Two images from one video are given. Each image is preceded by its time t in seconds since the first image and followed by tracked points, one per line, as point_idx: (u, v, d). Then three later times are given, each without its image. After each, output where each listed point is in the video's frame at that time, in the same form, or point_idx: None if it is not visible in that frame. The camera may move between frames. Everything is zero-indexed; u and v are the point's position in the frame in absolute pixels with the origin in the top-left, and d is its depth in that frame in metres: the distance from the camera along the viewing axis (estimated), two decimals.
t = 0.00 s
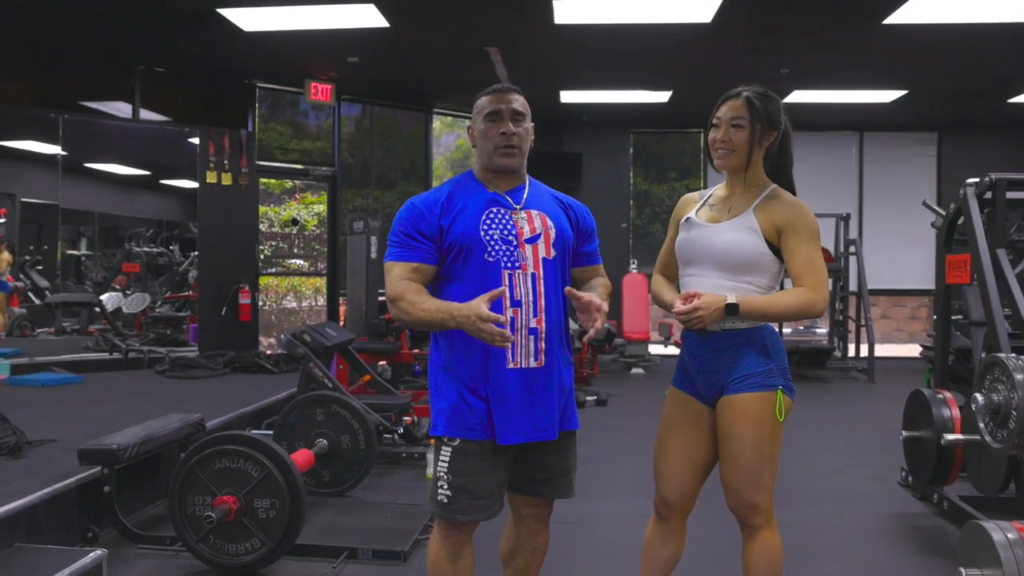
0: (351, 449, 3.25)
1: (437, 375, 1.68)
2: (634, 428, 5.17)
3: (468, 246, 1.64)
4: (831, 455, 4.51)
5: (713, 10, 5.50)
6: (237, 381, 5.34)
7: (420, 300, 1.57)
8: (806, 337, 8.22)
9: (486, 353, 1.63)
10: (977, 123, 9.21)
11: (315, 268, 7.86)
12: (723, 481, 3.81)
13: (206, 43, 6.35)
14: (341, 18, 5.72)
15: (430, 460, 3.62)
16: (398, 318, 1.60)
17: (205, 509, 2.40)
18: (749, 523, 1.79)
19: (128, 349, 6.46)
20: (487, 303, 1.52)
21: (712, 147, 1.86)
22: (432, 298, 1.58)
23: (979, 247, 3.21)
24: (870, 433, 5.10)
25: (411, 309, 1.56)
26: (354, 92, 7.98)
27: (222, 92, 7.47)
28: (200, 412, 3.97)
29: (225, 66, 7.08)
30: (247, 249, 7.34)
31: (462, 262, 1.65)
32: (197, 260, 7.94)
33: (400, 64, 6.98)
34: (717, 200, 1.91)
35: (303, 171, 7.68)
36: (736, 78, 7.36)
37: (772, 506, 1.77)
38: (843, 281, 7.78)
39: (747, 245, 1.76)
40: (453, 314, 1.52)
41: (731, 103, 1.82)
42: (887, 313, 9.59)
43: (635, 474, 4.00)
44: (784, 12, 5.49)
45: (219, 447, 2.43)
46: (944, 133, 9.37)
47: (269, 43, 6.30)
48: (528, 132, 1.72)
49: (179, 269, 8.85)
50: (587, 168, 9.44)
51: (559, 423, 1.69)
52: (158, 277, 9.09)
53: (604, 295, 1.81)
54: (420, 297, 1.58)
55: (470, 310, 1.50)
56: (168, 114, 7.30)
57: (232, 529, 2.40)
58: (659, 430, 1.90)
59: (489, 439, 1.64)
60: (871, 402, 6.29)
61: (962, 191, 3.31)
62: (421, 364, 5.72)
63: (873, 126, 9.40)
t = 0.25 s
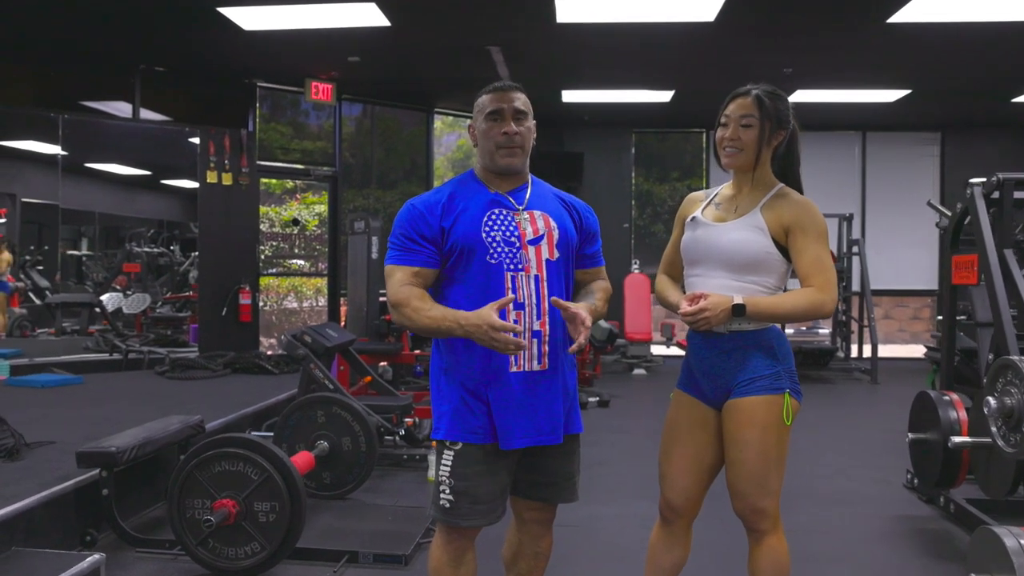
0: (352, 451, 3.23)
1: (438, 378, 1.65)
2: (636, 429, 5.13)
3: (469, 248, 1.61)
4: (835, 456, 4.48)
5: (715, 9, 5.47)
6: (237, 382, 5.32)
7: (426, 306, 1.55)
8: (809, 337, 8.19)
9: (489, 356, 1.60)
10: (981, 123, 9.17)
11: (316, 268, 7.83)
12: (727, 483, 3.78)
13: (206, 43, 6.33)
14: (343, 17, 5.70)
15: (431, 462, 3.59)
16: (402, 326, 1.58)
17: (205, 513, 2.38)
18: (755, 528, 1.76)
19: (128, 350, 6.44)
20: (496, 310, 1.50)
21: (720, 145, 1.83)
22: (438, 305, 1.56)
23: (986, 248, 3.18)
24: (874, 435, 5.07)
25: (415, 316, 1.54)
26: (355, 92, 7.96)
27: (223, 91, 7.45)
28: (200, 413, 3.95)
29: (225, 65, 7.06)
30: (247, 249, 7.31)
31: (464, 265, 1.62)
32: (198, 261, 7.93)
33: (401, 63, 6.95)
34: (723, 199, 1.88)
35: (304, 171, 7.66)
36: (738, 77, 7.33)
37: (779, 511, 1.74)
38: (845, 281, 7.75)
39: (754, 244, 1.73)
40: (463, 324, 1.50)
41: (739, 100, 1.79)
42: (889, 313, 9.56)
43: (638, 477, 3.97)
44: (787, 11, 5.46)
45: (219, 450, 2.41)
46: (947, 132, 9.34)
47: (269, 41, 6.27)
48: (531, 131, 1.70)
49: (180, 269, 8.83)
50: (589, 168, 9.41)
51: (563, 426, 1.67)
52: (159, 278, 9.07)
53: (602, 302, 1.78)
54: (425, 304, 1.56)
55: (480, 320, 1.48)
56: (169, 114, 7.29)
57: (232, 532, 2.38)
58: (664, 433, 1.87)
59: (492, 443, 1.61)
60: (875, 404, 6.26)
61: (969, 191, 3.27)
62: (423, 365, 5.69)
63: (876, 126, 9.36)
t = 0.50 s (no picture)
0: (354, 452, 3.20)
1: (443, 379, 1.63)
2: (639, 430, 5.10)
3: (473, 249, 1.58)
4: (840, 458, 4.44)
5: (719, 7, 5.43)
6: (237, 383, 5.29)
7: (432, 304, 1.52)
8: (812, 337, 8.16)
9: (494, 357, 1.58)
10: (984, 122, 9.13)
11: (317, 268, 7.80)
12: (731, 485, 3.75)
13: (207, 41, 6.29)
14: (344, 15, 5.67)
15: (434, 463, 3.57)
16: (407, 326, 1.55)
17: (205, 516, 2.35)
18: (762, 532, 1.73)
19: (128, 350, 6.42)
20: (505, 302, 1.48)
21: (731, 143, 1.80)
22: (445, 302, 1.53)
23: (994, 248, 3.14)
24: (879, 436, 5.03)
25: (420, 316, 1.52)
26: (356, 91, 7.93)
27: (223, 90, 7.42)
28: (200, 414, 3.92)
29: (226, 64, 7.03)
30: (247, 248, 7.28)
31: (468, 265, 1.59)
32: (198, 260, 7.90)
33: (402, 62, 6.92)
34: (731, 197, 1.85)
35: (304, 170, 7.62)
36: (741, 76, 7.30)
37: (788, 515, 1.71)
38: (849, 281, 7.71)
39: (763, 242, 1.70)
40: (474, 318, 1.47)
41: (750, 98, 1.76)
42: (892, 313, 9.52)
43: (641, 479, 3.94)
44: (791, 9, 5.43)
45: (219, 452, 2.38)
46: (951, 131, 9.30)
47: (269, 40, 6.24)
48: (535, 133, 1.67)
49: (180, 269, 8.80)
50: (591, 167, 9.38)
51: (568, 429, 1.64)
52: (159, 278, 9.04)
53: (611, 297, 1.75)
54: (431, 302, 1.53)
55: (492, 313, 1.45)
56: (169, 113, 7.26)
57: (233, 536, 2.35)
58: (670, 436, 1.84)
59: (496, 446, 1.58)
60: (878, 404, 6.22)
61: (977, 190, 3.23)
62: (424, 365, 5.66)
63: (879, 125, 9.32)
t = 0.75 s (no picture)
0: (355, 455, 3.17)
1: (446, 382, 1.60)
2: (641, 432, 5.07)
3: (477, 250, 1.55)
4: (844, 460, 4.41)
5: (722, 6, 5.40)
6: (238, 384, 5.26)
7: (438, 308, 1.50)
8: (814, 338, 8.13)
9: (499, 360, 1.55)
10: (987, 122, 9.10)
11: (318, 269, 7.77)
12: (735, 488, 3.72)
13: (207, 40, 6.26)
14: (345, 14, 5.63)
15: (436, 466, 3.55)
16: (411, 328, 1.53)
17: (204, 520, 2.32)
18: (770, 537, 1.69)
19: (128, 351, 6.38)
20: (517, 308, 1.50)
21: (740, 141, 1.77)
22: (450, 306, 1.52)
23: (1002, 248, 3.11)
24: (883, 438, 5.00)
25: (427, 319, 1.49)
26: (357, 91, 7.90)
27: (224, 89, 7.39)
28: (200, 416, 3.89)
29: (226, 64, 7.00)
30: (248, 249, 7.25)
31: (472, 266, 1.56)
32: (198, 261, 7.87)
33: (404, 62, 6.89)
34: (738, 197, 1.82)
35: (305, 170, 7.60)
36: (744, 76, 7.27)
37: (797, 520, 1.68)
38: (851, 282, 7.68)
39: (772, 242, 1.68)
40: (485, 323, 1.47)
41: (761, 96, 1.73)
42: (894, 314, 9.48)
43: (645, 481, 3.91)
44: (794, 8, 5.40)
45: (218, 455, 2.35)
46: (953, 131, 9.26)
47: (269, 39, 6.21)
48: (540, 132, 1.64)
49: (181, 270, 8.77)
50: (592, 168, 9.35)
51: (574, 433, 1.61)
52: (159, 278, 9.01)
53: (613, 304, 1.72)
54: (436, 305, 1.51)
55: (506, 319, 1.46)
56: (169, 113, 7.22)
57: (232, 539, 2.32)
58: (677, 440, 1.81)
59: (500, 450, 1.55)
60: (882, 406, 6.19)
61: (985, 190, 3.20)
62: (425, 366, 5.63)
63: (881, 125, 9.29)
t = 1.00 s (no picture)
0: (355, 456, 3.15)
1: (448, 385, 1.57)
2: (643, 433, 5.05)
3: (480, 249, 1.52)
4: (847, 461, 4.39)
5: (725, 5, 5.38)
6: (238, 385, 5.24)
7: (443, 308, 1.49)
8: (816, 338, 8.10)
9: (503, 362, 1.53)
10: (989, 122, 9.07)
11: (318, 269, 7.76)
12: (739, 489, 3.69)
13: (208, 40, 6.24)
14: (346, 14, 5.61)
15: (438, 467, 3.53)
16: (415, 330, 1.50)
17: (203, 523, 2.30)
18: (778, 543, 1.67)
19: (128, 352, 6.36)
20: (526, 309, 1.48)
21: (749, 140, 1.75)
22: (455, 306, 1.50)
23: (1008, 248, 3.08)
24: (885, 439, 4.98)
25: (433, 320, 1.48)
26: (357, 91, 7.88)
27: (223, 88, 7.36)
28: (200, 417, 3.86)
29: (226, 63, 6.97)
30: (248, 249, 7.22)
31: (475, 266, 1.54)
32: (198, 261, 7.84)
33: (404, 61, 6.87)
34: (744, 197, 1.80)
35: (305, 170, 7.58)
36: (746, 76, 7.24)
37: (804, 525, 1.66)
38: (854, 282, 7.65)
39: (780, 244, 1.65)
40: (492, 324, 1.46)
41: (770, 94, 1.71)
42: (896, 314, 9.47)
43: (647, 483, 3.88)
44: (798, 7, 5.36)
45: (218, 458, 2.32)
46: (955, 131, 9.24)
47: (269, 39, 6.19)
48: (544, 130, 1.61)
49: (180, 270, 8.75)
50: (594, 168, 9.32)
51: (579, 437, 1.58)
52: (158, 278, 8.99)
53: (616, 305, 1.69)
54: (441, 305, 1.49)
55: (515, 319, 1.44)
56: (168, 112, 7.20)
57: (232, 543, 2.30)
58: (683, 443, 1.78)
59: (503, 454, 1.52)
60: (884, 407, 6.16)
61: (992, 190, 3.17)
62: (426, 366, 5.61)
63: (884, 125, 9.26)
